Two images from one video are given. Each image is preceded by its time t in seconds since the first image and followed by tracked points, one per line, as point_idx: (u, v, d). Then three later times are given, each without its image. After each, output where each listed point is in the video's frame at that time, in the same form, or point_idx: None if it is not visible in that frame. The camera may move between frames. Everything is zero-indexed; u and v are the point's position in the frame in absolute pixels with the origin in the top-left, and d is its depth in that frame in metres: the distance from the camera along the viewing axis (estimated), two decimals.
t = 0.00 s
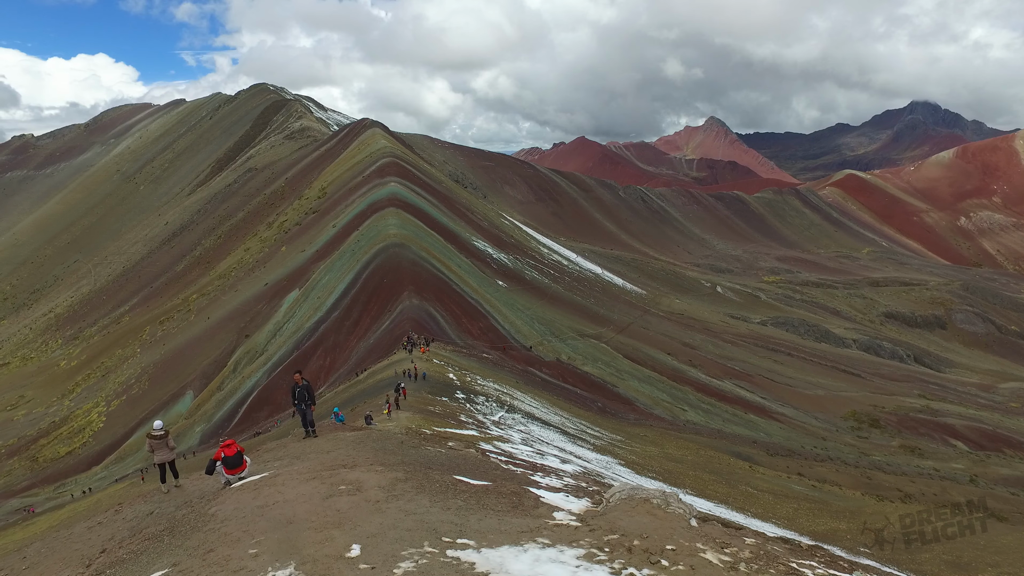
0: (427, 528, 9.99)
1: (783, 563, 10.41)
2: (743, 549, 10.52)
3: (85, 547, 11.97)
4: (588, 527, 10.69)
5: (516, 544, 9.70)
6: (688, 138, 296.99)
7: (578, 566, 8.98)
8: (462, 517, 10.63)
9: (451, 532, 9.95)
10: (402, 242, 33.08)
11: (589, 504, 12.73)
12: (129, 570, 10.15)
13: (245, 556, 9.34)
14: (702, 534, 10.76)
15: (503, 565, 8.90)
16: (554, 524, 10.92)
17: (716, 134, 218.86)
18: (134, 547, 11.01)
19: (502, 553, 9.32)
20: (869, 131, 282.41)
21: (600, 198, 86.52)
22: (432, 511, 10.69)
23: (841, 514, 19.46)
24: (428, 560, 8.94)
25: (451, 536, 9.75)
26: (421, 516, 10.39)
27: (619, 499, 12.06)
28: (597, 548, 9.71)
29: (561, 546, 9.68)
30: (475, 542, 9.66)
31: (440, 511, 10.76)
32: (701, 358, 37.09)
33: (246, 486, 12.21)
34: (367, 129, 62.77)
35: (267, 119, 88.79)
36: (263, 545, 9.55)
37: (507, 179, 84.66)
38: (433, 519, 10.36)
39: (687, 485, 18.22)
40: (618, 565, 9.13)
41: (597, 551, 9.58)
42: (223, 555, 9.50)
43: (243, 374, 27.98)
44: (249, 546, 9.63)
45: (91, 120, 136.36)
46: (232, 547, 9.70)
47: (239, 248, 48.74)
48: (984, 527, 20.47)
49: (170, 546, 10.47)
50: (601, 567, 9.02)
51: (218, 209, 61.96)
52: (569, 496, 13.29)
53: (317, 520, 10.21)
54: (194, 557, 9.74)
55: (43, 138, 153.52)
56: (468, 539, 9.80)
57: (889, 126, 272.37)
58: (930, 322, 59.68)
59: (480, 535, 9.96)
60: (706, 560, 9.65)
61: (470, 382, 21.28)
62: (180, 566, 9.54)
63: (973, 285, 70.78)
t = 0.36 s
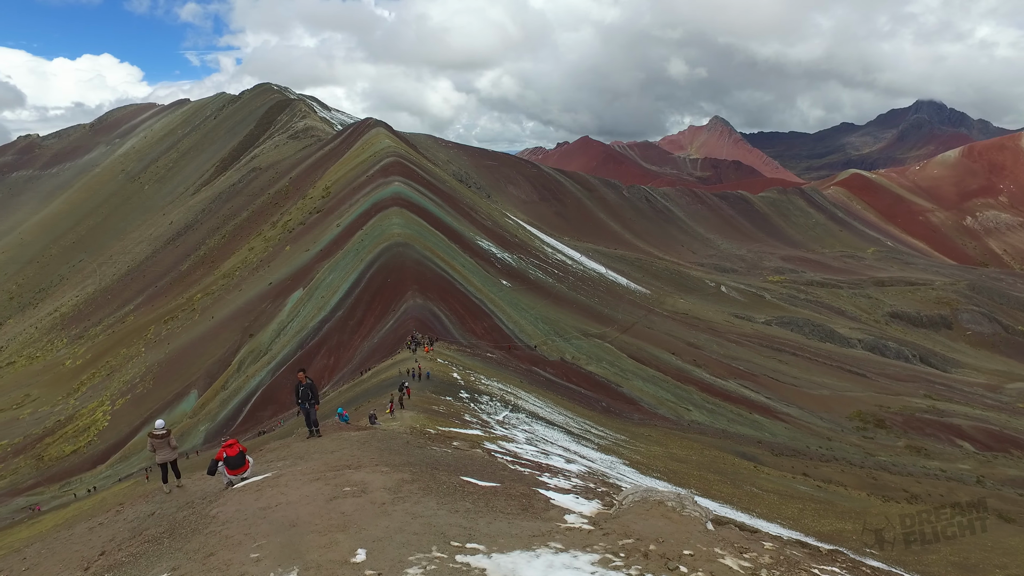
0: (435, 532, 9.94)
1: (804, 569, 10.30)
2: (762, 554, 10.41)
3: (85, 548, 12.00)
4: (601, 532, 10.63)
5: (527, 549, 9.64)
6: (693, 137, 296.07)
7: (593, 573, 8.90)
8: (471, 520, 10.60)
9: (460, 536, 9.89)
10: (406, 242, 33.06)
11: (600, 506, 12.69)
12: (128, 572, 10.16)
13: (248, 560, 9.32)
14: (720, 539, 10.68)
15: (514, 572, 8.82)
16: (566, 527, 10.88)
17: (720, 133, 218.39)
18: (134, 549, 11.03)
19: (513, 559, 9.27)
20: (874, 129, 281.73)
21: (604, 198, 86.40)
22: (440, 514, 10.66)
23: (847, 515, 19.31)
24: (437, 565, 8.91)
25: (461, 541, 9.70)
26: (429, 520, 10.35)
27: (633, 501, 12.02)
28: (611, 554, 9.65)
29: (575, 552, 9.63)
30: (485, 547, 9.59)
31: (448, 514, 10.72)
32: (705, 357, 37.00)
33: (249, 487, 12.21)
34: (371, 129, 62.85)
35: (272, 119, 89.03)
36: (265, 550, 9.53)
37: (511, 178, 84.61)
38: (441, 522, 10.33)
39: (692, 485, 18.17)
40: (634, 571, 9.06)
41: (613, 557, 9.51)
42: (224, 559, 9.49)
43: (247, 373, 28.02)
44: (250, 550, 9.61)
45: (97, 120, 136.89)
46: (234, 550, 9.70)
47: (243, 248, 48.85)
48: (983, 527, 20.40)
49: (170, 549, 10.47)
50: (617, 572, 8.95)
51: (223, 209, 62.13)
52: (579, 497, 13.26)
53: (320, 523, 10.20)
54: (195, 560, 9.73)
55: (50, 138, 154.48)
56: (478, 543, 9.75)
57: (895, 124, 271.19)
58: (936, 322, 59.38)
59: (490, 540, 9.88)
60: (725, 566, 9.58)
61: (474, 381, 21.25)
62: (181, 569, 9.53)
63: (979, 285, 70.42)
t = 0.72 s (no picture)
0: (446, 537, 9.90)
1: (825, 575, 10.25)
2: (783, 561, 10.36)
3: (87, 550, 12.01)
4: (616, 537, 10.58)
5: (542, 556, 9.56)
6: (697, 136, 295.44)
7: None
8: (482, 525, 10.55)
9: (471, 542, 9.84)
10: (410, 242, 33.07)
11: (614, 509, 12.66)
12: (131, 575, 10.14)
13: (252, 565, 9.29)
14: (740, 545, 10.63)
15: None
16: (580, 532, 10.83)
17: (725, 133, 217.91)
18: (136, 553, 11.00)
19: (527, 565, 9.20)
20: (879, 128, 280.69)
21: (608, 198, 86.29)
22: (450, 519, 10.63)
23: (852, 517, 19.21)
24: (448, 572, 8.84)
25: (472, 547, 9.65)
26: (438, 525, 10.31)
27: (647, 505, 11.99)
28: (629, 561, 9.58)
29: (592, 559, 9.55)
30: (497, 553, 9.53)
31: (459, 519, 10.67)
32: (709, 357, 36.91)
33: (252, 489, 12.22)
34: (375, 129, 62.85)
35: (275, 118, 89.18)
36: (269, 554, 9.47)
37: (515, 177, 84.58)
38: (452, 527, 10.28)
39: (697, 486, 18.13)
40: None
41: (630, 564, 9.44)
42: (228, 563, 9.46)
43: (251, 373, 28.06)
44: (255, 555, 9.57)
45: (102, 120, 137.35)
46: (237, 555, 9.65)
47: (247, 247, 48.91)
48: (983, 527, 20.26)
49: (173, 552, 10.45)
50: None
51: (227, 208, 62.28)
52: (590, 500, 13.24)
53: (326, 527, 10.15)
54: (198, 565, 9.70)
55: (56, 139, 155.27)
56: (489, 550, 9.68)
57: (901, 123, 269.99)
58: (942, 322, 59.11)
59: (502, 546, 9.82)
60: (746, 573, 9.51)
61: (478, 381, 21.24)
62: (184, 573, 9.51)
63: (985, 286, 70.04)
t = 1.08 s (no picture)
0: (453, 544, 9.86)
1: None
2: (803, 569, 10.30)
3: (85, 553, 12.03)
4: (630, 543, 10.52)
5: (553, 564, 9.49)
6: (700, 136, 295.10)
7: None
8: (490, 531, 10.51)
9: (479, 549, 9.77)
10: (413, 242, 33.07)
11: (625, 514, 12.62)
12: None
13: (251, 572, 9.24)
14: (758, 552, 10.59)
15: None
16: (592, 539, 10.77)
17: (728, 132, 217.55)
18: (134, 556, 11.01)
19: (537, 574, 9.12)
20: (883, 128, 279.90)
21: (611, 197, 86.20)
22: (457, 524, 10.59)
23: (857, 518, 19.12)
24: None
25: (480, 555, 9.58)
26: (445, 531, 10.27)
27: (661, 510, 11.93)
28: (644, 568, 9.49)
29: (606, 567, 9.46)
30: (507, 561, 9.45)
31: (467, 525, 10.62)
32: (713, 357, 36.85)
33: (252, 491, 12.22)
34: (378, 129, 62.86)
35: (279, 118, 89.35)
36: (269, 562, 9.43)
37: (518, 177, 84.56)
38: (459, 533, 10.22)
39: (701, 487, 18.09)
40: None
41: (644, 572, 9.33)
42: (226, 570, 9.42)
43: (254, 372, 28.11)
44: (254, 561, 9.53)
45: (106, 120, 137.74)
46: (236, 562, 9.62)
47: (251, 247, 49.00)
48: (982, 527, 20.14)
49: (171, 557, 10.44)
50: None
51: (230, 208, 62.39)
52: (599, 504, 13.21)
53: (328, 533, 10.12)
54: (196, 571, 9.67)
55: (61, 140, 156.04)
56: (498, 557, 9.60)
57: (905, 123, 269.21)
58: (946, 322, 58.88)
59: (512, 554, 9.73)
60: None
61: (481, 381, 21.22)
62: None
63: (990, 286, 69.70)
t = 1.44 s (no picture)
0: (463, 552, 9.81)
1: None
2: None
3: (89, 554, 12.08)
4: (648, 550, 10.45)
5: (569, 573, 9.41)
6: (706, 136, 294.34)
7: None
8: (502, 537, 10.45)
9: (490, 557, 9.72)
10: (418, 241, 33.06)
11: (641, 519, 12.55)
12: None
13: None
14: (782, 560, 10.52)
15: None
16: (608, 546, 10.71)
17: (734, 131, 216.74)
18: (136, 559, 11.05)
19: None
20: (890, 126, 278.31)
21: (617, 197, 86.05)
22: (466, 530, 10.56)
23: (863, 518, 19.00)
24: None
25: (492, 563, 9.51)
26: (455, 537, 10.23)
27: (679, 516, 11.86)
28: None
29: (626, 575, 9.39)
30: (519, 569, 9.38)
31: (477, 531, 10.58)
32: (719, 357, 36.72)
33: (255, 494, 12.25)
34: (383, 129, 62.95)
35: (285, 118, 89.67)
36: (272, 568, 9.43)
37: (523, 176, 84.52)
38: (469, 540, 10.18)
39: (707, 487, 18.03)
40: None
41: None
42: None
43: (260, 371, 28.20)
44: (257, 568, 9.52)
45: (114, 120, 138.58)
46: (238, 568, 9.62)
47: (256, 246, 49.11)
48: (987, 528, 20.00)
49: (174, 560, 10.47)
50: None
51: (235, 208, 62.63)
52: (612, 507, 13.16)
53: (333, 538, 10.10)
54: None
55: (68, 140, 156.76)
56: (510, 566, 9.53)
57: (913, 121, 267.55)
58: (954, 322, 58.50)
59: (525, 562, 9.65)
60: None
61: (487, 381, 21.17)
62: None
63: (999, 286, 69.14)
